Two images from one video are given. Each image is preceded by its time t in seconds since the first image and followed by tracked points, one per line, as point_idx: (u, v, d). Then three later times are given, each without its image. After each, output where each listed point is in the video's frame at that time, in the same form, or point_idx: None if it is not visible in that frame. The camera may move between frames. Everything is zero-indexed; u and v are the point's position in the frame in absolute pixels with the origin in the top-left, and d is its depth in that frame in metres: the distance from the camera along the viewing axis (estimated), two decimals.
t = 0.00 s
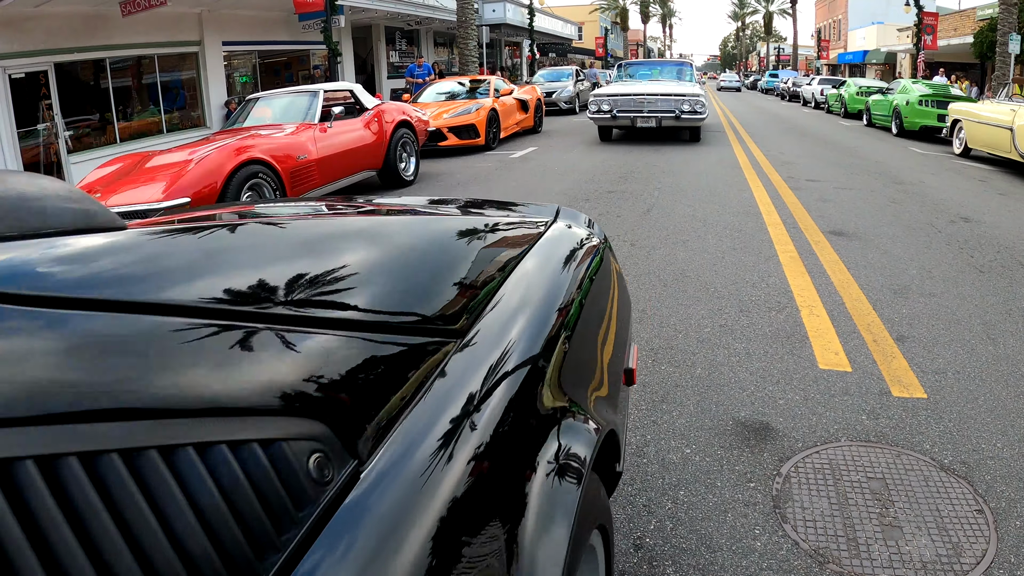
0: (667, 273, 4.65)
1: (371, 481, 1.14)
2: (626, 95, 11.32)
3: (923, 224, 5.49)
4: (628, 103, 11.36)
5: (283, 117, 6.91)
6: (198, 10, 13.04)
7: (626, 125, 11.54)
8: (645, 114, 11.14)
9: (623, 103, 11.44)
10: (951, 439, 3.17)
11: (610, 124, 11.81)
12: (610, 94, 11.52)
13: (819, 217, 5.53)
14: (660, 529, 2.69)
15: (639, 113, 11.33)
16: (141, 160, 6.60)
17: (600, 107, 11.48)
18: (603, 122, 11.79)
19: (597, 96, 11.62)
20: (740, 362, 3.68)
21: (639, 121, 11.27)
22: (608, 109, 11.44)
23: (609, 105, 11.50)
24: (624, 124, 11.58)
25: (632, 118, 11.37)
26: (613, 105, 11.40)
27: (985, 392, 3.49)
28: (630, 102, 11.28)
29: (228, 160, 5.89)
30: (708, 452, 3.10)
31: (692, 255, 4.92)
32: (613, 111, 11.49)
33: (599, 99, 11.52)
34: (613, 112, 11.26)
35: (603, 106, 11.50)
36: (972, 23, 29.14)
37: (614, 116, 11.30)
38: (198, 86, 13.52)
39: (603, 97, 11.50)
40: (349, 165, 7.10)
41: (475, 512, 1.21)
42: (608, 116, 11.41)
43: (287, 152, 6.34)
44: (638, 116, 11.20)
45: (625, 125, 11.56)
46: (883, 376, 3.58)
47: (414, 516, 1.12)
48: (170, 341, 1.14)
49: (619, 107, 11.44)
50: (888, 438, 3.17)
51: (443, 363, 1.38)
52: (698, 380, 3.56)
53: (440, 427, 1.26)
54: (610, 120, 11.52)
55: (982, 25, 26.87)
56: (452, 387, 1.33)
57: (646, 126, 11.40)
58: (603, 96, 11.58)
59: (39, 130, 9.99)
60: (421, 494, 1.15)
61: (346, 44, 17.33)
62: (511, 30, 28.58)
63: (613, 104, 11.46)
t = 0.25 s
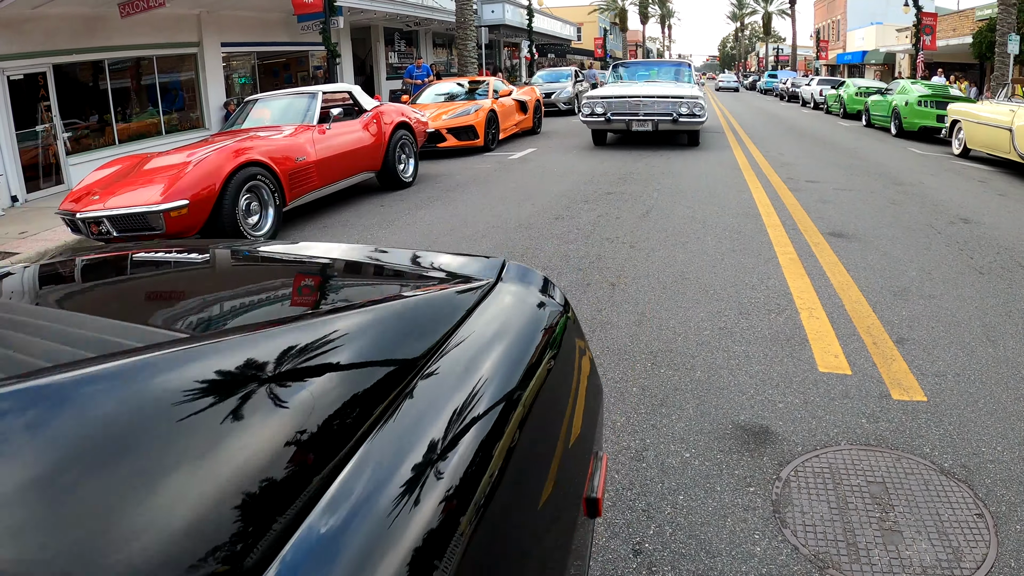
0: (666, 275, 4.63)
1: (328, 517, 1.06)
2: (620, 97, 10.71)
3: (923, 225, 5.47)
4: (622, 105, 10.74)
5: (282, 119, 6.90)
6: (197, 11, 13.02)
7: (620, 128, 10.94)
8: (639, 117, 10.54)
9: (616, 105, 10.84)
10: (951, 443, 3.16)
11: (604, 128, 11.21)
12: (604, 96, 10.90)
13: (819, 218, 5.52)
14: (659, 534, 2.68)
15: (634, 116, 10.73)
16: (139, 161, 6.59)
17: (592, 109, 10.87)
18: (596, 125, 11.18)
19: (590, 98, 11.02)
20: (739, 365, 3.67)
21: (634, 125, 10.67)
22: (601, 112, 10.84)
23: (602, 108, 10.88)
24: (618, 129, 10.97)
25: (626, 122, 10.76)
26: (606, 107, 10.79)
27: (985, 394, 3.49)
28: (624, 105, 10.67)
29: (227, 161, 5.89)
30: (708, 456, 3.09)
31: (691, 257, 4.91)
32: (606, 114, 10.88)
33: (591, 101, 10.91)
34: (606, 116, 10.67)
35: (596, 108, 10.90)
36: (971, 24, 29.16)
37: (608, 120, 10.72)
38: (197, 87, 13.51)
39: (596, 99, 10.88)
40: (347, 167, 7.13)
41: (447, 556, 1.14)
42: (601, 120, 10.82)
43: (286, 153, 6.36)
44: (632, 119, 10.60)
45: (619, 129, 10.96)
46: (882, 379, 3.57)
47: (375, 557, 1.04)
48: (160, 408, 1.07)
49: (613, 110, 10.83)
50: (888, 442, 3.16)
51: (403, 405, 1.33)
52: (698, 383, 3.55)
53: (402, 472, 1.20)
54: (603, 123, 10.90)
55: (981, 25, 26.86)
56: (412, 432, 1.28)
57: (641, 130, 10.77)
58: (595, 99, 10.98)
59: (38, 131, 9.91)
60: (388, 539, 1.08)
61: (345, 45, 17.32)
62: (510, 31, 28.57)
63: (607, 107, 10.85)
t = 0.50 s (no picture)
0: (661, 284, 4.63)
1: (305, 567, 1.17)
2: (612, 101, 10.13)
3: (919, 230, 5.46)
4: (615, 110, 10.15)
5: (279, 125, 6.89)
6: (195, 13, 13.01)
7: (613, 134, 10.35)
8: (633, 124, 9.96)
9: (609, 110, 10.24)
10: (946, 456, 3.15)
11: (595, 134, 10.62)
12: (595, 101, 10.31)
13: (816, 224, 5.51)
14: (651, 550, 2.68)
15: (628, 122, 10.15)
16: (135, 168, 6.58)
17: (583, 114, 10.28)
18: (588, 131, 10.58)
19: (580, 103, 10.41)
20: (735, 377, 3.66)
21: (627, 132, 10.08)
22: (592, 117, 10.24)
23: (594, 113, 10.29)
24: (611, 135, 10.38)
25: (619, 127, 10.17)
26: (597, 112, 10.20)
27: (980, 405, 3.48)
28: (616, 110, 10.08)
29: (223, 168, 5.89)
30: (702, 470, 3.09)
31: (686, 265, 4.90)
32: (597, 120, 10.29)
33: (582, 106, 10.32)
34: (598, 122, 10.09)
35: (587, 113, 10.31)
36: (968, 25, 29.15)
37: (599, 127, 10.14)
38: (194, 90, 13.51)
39: (587, 104, 10.29)
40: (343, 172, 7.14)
41: None
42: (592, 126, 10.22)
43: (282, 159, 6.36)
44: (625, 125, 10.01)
45: (612, 135, 10.37)
46: (877, 390, 3.56)
47: None
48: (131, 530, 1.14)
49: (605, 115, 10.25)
50: (883, 455, 3.16)
51: (359, 476, 1.43)
52: (693, 395, 3.54)
53: (376, 525, 1.31)
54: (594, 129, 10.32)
55: (979, 26, 26.80)
56: (379, 493, 1.40)
57: (635, 137, 10.17)
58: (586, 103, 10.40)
59: (35, 135, 9.85)
60: None
61: (342, 47, 17.30)
62: (508, 33, 28.53)
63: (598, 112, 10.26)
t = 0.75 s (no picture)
0: (654, 293, 4.62)
1: None
2: (602, 107, 9.56)
3: (914, 236, 5.45)
4: (605, 116, 9.59)
5: (273, 131, 6.88)
6: (190, 16, 13.00)
7: (603, 142, 9.78)
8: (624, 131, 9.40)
9: (599, 116, 9.67)
10: (937, 471, 3.15)
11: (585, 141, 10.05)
12: (584, 106, 9.74)
13: (811, 230, 5.49)
14: (641, 570, 2.68)
15: (619, 129, 9.58)
16: (130, 176, 6.57)
17: (571, 121, 9.70)
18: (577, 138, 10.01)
19: (569, 108, 9.83)
20: (728, 390, 3.65)
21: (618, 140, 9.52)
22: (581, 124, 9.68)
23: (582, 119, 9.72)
24: (600, 143, 9.81)
25: (610, 135, 9.61)
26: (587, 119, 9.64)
27: (973, 418, 3.47)
28: (606, 116, 9.52)
29: (218, 176, 5.89)
30: (692, 487, 3.09)
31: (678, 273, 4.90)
32: (586, 126, 9.71)
33: (570, 112, 9.74)
34: (587, 129, 9.53)
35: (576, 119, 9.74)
36: (964, 25, 29.17)
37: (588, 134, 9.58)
38: (190, 92, 13.50)
39: (575, 110, 9.72)
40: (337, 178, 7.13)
41: None
42: (581, 133, 9.66)
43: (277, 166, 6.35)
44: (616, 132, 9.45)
45: (602, 142, 9.80)
46: (870, 404, 3.55)
47: None
48: None
49: (594, 121, 9.68)
50: (874, 470, 3.15)
51: None
52: (685, 410, 3.53)
53: None
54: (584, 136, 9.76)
55: (975, 27, 26.81)
56: None
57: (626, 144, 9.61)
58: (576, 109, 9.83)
59: (31, 140, 9.82)
60: None
61: (338, 50, 17.29)
62: (503, 35, 28.53)
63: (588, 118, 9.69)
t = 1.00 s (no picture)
0: (646, 302, 4.62)
1: None
2: (590, 112, 9.03)
3: (908, 241, 5.45)
4: (593, 122, 9.07)
5: (267, 137, 6.89)
6: (185, 20, 13.01)
7: (592, 149, 9.25)
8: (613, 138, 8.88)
9: (586, 122, 9.15)
10: (926, 484, 3.14)
11: (573, 149, 9.52)
12: (572, 112, 9.22)
13: (804, 236, 5.49)
14: None
15: (608, 136, 9.05)
16: (124, 183, 6.57)
17: (558, 127, 9.18)
18: (564, 146, 9.49)
19: (555, 114, 9.31)
20: (717, 402, 3.65)
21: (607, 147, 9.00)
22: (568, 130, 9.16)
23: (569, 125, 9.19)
24: (589, 150, 9.29)
25: (598, 142, 9.08)
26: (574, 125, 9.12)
27: (963, 430, 3.46)
28: (595, 122, 8.99)
29: (211, 183, 5.89)
30: (679, 501, 3.09)
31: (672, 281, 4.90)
32: (574, 133, 9.19)
33: (557, 118, 9.22)
34: (573, 135, 9.01)
35: (563, 126, 9.21)
36: (960, 27, 29.18)
37: (575, 142, 9.06)
38: (186, 96, 13.50)
39: (562, 116, 9.19)
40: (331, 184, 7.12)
41: None
42: (568, 140, 9.14)
43: (270, 173, 6.35)
44: (605, 139, 8.92)
45: (590, 150, 9.28)
46: (859, 416, 3.54)
47: None
48: None
49: (582, 127, 9.15)
50: (862, 484, 3.15)
51: None
52: (675, 422, 3.53)
53: None
54: (571, 143, 9.24)
55: (971, 28, 26.85)
56: None
57: (616, 152, 9.08)
58: (562, 114, 9.31)
59: (27, 144, 9.80)
60: None
61: (334, 53, 17.31)
62: (499, 36, 28.54)
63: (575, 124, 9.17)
